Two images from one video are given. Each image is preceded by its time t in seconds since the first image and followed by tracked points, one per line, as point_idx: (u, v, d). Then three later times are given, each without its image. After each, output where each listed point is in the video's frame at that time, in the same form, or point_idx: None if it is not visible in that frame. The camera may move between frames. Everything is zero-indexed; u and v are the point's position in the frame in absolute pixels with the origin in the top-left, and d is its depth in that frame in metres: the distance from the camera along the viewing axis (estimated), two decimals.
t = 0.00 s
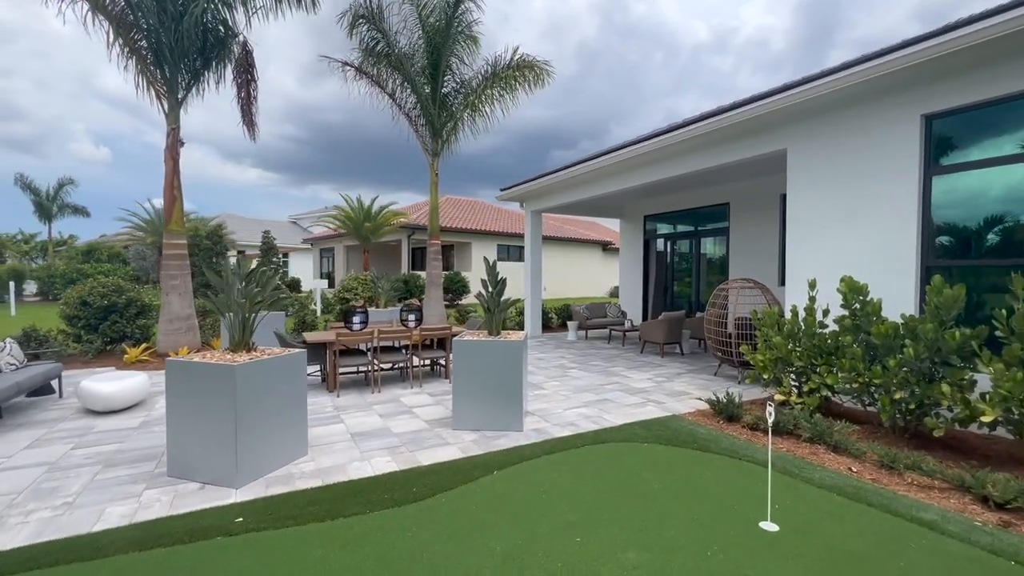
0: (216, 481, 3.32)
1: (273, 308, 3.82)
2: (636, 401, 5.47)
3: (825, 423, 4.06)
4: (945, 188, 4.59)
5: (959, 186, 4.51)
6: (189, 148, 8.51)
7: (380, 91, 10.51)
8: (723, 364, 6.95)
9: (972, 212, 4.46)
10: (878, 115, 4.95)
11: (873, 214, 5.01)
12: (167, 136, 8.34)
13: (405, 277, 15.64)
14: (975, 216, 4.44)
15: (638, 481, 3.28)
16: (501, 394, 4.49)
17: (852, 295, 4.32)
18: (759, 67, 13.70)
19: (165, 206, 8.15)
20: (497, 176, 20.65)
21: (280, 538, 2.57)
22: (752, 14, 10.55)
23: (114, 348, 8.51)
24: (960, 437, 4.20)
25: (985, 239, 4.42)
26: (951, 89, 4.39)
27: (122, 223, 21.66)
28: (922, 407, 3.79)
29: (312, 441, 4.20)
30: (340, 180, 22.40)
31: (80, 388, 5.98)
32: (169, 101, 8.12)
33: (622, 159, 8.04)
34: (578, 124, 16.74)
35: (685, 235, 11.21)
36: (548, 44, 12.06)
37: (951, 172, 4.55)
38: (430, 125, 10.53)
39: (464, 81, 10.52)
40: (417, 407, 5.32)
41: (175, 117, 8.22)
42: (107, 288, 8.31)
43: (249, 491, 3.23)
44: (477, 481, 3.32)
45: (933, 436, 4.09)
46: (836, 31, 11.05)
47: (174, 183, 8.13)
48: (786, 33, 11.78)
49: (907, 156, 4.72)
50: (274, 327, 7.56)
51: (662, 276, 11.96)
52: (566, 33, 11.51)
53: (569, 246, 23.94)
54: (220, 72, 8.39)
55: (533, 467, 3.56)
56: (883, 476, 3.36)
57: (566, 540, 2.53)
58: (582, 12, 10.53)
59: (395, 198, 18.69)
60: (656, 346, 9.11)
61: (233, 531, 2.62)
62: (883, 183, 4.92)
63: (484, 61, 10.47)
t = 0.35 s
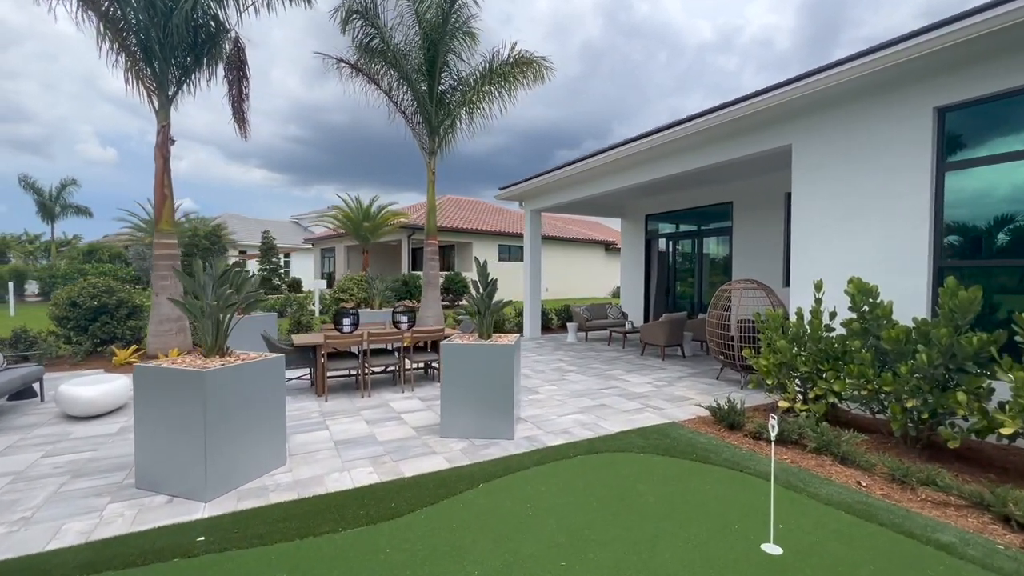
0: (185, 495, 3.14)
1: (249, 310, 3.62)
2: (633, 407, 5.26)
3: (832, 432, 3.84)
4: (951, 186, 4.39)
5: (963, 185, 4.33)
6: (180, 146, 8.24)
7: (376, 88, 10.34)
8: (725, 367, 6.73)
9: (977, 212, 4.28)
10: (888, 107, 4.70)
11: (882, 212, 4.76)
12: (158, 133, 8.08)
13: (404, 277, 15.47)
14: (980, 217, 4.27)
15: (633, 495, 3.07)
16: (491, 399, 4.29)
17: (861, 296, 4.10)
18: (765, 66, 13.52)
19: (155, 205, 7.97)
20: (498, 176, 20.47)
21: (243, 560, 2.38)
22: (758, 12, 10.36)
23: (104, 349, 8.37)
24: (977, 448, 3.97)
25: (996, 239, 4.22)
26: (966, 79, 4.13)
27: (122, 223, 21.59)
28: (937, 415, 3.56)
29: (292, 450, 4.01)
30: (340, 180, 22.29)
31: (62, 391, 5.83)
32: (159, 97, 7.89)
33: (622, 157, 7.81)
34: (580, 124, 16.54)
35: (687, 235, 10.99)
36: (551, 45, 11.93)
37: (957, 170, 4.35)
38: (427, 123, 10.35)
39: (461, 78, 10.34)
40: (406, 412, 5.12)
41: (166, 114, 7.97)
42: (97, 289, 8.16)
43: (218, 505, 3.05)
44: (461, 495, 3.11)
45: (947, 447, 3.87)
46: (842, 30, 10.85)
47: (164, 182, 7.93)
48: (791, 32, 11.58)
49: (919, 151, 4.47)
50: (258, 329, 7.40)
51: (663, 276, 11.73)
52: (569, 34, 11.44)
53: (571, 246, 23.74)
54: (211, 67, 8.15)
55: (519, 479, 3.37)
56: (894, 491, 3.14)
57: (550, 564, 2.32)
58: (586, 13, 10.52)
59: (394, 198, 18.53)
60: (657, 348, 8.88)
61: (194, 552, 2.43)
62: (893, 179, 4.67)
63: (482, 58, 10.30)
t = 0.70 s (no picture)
0: (149, 505, 2.97)
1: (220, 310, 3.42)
2: (629, 411, 5.07)
3: (835, 439, 3.64)
4: (958, 182, 4.20)
5: (964, 183, 4.18)
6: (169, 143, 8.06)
7: (369, 83, 10.21)
8: (725, 369, 6.54)
9: (980, 211, 4.12)
10: (895, 98, 4.48)
11: (888, 207, 4.55)
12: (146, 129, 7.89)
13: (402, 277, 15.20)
14: (985, 217, 4.11)
15: (623, 508, 2.88)
16: (479, 402, 4.10)
17: (866, 297, 3.90)
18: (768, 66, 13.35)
19: (143, 202, 7.79)
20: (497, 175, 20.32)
21: None
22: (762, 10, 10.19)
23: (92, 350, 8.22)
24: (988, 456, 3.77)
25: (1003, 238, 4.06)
26: (977, 68, 3.93)
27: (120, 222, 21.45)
28: (947, 422, 3.37)
29: (269, 456, 3.83)
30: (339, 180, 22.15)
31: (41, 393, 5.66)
32: (147, 93, 7.72)
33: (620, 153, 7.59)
34: (581, 124, 16.36)
35: (688, 234, 10.79)
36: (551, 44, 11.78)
37: (964, 165, 4.17)
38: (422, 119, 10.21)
39: (457, 74, 10.16)
40: (392, 416, 4.95)
41: (154, 110, 7.79)
42: (84, 288, 7.99)
43: (182, 517, 2.87)
44: (441, 507, 2.93)
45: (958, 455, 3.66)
46: (846, 30, 10.69)
47: (152, 178, 7.73)
48: (794, 31, 11.42)
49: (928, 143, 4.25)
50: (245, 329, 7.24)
51: (663, 276, 11.53)
52: (572, 35, 11.40)
53: (572, 246, 23.56)
54: (201, 62, 7.97)
55: (503, 488, 3.19)
56: (902, 503, 2.94)
57: None
58: (588, 13, 10.46)
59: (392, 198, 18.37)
60: (656, 349, 8.69)
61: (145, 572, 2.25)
62: (899, 174, 4.46)
63: (478, 53, 10.11)
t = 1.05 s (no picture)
0: (102, 523, 2.76)
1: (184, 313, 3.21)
2: (624, 418, 4.85)
3: (840, 450, 3.43)
4: (969, 178, 3.96)
5: (975, 178, 3.94)
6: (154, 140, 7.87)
7: (361, 81, 9.99)
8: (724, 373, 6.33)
9: (991, 209, 3.87)
10: (903, 90, 4.26)
11: (895, 204, 4.33)
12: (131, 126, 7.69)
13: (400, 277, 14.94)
14: (995, 214, 3.84)
15: (611, 528, 2.65)
16: (463, 410, 3.89)
17: (873, 299, 3.68)
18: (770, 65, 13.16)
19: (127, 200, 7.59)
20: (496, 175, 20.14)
21: None
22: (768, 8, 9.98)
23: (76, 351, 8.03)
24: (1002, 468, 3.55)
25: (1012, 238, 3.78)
26: (992, 56, 3.70)
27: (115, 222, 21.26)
28: (960, 433, 3.15)
29: (240, 468, 3.63)
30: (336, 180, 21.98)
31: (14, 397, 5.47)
32: (131, 89, 7.52)
33: (616, 150, 7.36)
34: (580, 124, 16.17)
35: (688, 234, 10.58)
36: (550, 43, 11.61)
37: (976, 159, 3.92)
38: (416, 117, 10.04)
39: (451, 71, 9.96)
40: (376, 423, 4.74)
41: (139, 106, 7.59)
42: (69, 289, 7.82)
43: (135, 537, 2.66)
44: (414, 526, 2.71)
45: (972, 468, 3.44)
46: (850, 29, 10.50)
47: (137, 176, 7.58)
48: (797, 31, 11.23)
49: (939, 137, 4.02)
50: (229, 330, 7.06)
51: (663, 276, 11.31)
52: (573, 35, 11.17)
53: (571, 247, 23.35)
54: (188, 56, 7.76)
55: (483, 504, 2.97)
56: (914, 523, 2.72)
57: None
58: (590, 13, 10.24)
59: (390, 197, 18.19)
60: (655, 352, 8.47)
61: None
62: (907, 169, 4.24)
63: (473, 49, 9.91)
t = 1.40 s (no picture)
0: (51, 543, 2.56)
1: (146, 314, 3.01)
2: (620, 425, 4.64)
3: (848, 462, 3.21)
4: (984, 173, 3.74)
5: (990, 173, 3.71)
6: (141, 138, 7.70)
7: (354, 78, 9.74)
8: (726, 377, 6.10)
9: (1007, 206, 3.64)
10: (915, 81, 4.03)
11: (903, 202, 4.11)
12: (115, 122, 7.51)
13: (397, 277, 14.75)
14: (1010, 211, 3.63)
15: (602, 551, 2.44)
16: (448, 419, 3.68)
17: (883, 301, 3.46)
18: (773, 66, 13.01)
19: (112, 199, 7.42)
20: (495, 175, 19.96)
21: None
22: (771, 7, 9.87)
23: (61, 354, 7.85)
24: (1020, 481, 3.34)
25: None
26: (1009, 43, 3.47)
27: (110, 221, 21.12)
28: (978, 446, 2.93)
29: (211, 480, 3.42)
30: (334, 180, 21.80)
31: None
32: (117, 84, 7.35)
33: (614, 147, 7.13)
34: (580, 123, 16.00)
35: (688, 233, 10.36)
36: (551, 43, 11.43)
37: (990, 154, 3.71)
38: (410, 114, 9.83)
39: (446, 67, 9.76)
40: (360, 430, 4.54)
41: (123, 102, 7.42)
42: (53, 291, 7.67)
43: (85, 559, 2.46)
44: (389, 548, 2.50)
45: (988, 483, 3.23)
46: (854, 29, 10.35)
47: (122, 173, 7.38)
48: (799, 31, 11.08)
49: (952, 130, 3.79)
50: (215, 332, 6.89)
51: (663, 277, 11.10)
52: (575, 35, 10.99)
53: (572, 247, 23.17)
54: (175, 52, 7.58)
55: (466, 523, 2.76)
56: (930, 545, 2.51)
57: None
58: (592, 13, 10.13)
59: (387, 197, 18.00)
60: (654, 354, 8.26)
61: None
62: (917, 164, 4.02)
63: (468, 44, 9.69)
